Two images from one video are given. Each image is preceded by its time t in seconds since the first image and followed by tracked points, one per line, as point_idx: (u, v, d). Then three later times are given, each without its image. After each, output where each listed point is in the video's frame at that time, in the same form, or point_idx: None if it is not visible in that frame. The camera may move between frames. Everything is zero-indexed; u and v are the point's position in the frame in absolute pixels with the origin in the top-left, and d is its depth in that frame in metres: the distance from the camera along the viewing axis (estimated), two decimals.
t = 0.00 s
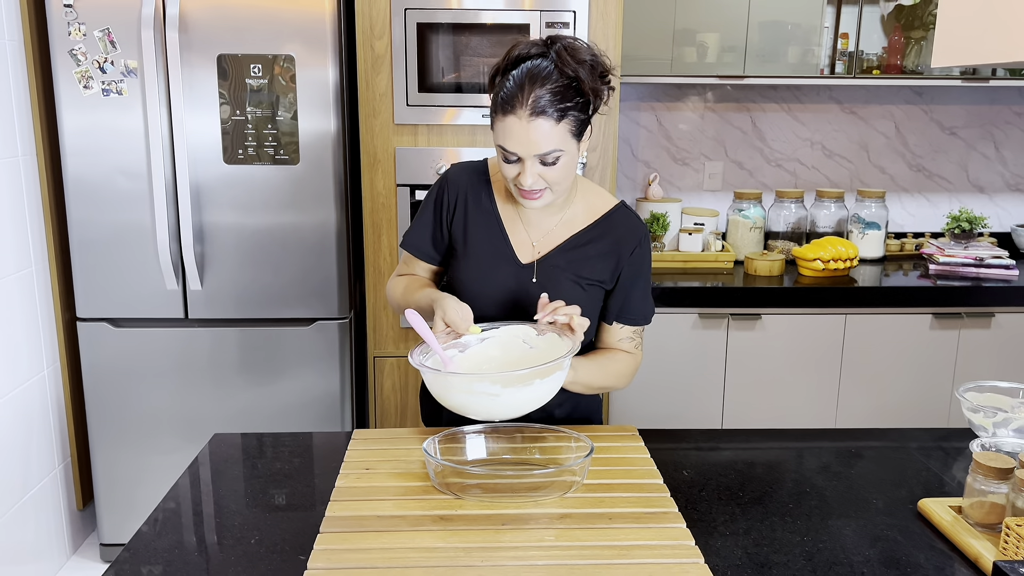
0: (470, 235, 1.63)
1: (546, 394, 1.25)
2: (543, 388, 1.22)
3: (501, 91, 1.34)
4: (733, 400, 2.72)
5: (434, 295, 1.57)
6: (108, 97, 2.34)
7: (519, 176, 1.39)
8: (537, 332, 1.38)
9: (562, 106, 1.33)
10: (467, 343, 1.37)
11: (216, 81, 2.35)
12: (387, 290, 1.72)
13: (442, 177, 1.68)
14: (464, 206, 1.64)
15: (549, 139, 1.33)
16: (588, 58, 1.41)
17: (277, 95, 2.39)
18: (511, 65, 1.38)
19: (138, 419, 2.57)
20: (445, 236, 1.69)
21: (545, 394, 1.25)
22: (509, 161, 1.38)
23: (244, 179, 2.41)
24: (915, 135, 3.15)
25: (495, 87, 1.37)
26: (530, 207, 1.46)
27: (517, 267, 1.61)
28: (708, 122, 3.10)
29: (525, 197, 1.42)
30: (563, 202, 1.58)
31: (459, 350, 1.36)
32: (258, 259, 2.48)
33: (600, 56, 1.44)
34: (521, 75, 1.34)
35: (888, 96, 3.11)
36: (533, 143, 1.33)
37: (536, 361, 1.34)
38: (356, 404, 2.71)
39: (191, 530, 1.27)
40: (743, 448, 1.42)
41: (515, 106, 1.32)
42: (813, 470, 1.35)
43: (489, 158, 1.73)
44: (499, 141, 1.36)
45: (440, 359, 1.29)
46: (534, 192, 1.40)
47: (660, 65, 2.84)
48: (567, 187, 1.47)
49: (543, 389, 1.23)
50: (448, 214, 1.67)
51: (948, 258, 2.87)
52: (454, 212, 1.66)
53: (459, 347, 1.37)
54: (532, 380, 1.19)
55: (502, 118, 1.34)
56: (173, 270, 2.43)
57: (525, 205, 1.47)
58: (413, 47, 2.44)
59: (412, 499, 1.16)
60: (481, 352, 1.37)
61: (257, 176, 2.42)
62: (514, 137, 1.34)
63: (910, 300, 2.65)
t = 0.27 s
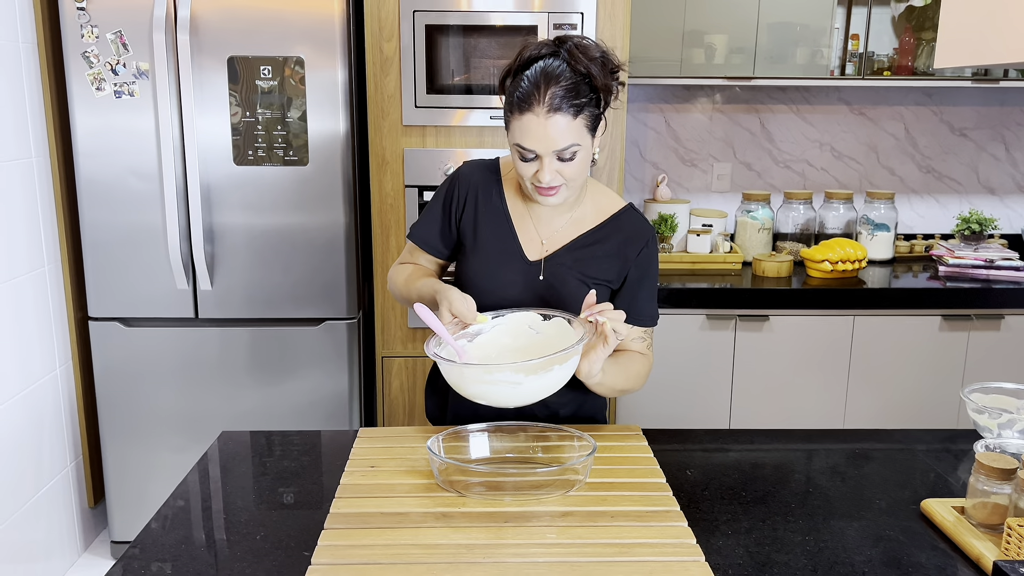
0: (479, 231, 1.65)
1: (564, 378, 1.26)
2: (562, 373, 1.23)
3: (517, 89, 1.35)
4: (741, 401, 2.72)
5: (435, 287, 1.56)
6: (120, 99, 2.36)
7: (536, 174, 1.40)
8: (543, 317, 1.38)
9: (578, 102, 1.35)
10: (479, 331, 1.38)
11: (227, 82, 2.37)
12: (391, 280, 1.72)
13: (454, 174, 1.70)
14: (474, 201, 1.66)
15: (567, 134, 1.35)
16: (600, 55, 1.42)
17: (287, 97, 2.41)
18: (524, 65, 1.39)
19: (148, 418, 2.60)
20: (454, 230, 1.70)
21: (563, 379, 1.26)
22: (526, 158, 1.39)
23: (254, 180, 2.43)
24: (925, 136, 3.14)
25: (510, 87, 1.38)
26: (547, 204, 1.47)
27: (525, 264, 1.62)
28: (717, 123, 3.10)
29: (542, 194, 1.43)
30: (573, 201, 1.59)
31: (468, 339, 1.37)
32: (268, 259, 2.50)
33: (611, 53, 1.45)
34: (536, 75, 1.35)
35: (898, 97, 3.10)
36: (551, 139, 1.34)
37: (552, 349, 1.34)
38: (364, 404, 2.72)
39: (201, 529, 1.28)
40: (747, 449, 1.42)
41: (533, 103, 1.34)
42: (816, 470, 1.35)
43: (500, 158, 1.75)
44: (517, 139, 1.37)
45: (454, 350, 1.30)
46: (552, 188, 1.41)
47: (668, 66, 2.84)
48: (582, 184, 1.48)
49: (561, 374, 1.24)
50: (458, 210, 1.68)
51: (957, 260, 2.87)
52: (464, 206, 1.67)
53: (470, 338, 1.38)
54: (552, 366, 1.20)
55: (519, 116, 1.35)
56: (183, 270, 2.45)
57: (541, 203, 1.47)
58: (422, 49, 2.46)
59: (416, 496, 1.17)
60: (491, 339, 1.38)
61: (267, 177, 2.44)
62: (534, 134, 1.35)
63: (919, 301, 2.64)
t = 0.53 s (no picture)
0: (485, 230, 1.65)
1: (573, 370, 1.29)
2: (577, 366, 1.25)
3: (523, 91, 1.36)
4: (746, 403, 2.72)
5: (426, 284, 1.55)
6: (130, 101, 2.39)
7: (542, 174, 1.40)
8: (539, 312, 1.41)
9: (582, 103, 1.35)
10: (479, 330, 1.39)
11: (235, 84, 2.39)
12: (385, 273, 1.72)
13: (460, 173, 1.70)
14: (480, 200, 1.67)
15: (572, 134, 1.35)
16: (604, 57, 1.43)
17: (294, 99, 2.42)
18: (529, 66, 1.40)
19: (157, 417, 2.62)
20: (455, 226, 1.70)
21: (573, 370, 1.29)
22: (532, 159, 1.39)
23: (262, 182, 2.45)
24: (933, 138, 3.13)
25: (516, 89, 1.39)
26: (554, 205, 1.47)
27: (531, 264, 1.62)
28: (724, 125, 3.09)
29: (549, 195, 1.43)
30: (580, 202, 1.60)
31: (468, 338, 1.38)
32: (275, 260, 2.52)
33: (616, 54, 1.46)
34: (542, 76, 1.36)
35: (905, 99, 3.09)
36: (558, 140, 1.35)
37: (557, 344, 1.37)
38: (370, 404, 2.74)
39: (207, 527, 1.29)
40: (749, 449, 1.43)
41: (539, 104, 1.35)
42: (817, 471, 1.35)
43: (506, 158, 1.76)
44: (523, 139, 1.38)
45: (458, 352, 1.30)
46: (559, 188, 1.41)
47: (675, 68, 2.84)
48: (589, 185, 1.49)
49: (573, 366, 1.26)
50: (464, 209, 1.69)
51: (965, 263, 2.82)
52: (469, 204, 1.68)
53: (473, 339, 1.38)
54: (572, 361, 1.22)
55: (526, 117, 1.36)
56: (192, 270, 2.47)
57: (547, 204, 1.47)
58: (429, 50, 2.47)
59: (417, 494, 1.18)
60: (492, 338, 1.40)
61: (275, 178, 2.46)
62: (540, 134, 1.35)
63: (926, 303, 2.63)
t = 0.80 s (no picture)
0: (487, 227, 1.66)
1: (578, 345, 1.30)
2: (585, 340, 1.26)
3: (531, 86, 1.37)
4: (751, 404, 2.71)
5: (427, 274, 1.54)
6: (138, 100, 2.41)
7: (546, 170, 1.40)
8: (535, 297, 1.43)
9: (589, 100, 1.36)
10: (478, 318, 1.38)
11: (242, 84, 2.41)
12: (378, 265, 1.69)
13: (465, 169, 1.71)
14: (484, 197, 1.68)
15: (578, 130, 1.36)
16: (613, 57, 1.43)
17: (301, 99, 2.43)
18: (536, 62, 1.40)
19: (162, 415, 2.63)
20: (456, 221, 1.70)
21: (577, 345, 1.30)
22: (537, 154, 1.40)
23: (268, 181, 2.47)
24: (941, 140, 3.11)
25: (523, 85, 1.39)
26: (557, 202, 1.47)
27: (532, 263, 1.63)
28: (730, 125, 3.09)
29: (552, 191, 1.43)
30: (582, 202, 1.61)
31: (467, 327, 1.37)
32: (281, 259, 2.53)
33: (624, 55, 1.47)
34: (549, 73, 1.36)
35: (913, 100, 3.07)
36: (564, 135, 1.35)
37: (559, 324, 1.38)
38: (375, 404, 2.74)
39: (211, 526, 1.30)
40: (750, 448, 1.42)
41: (547, 99, 1.35)
42: (818, 470, 1.35)
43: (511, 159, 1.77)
44: (529, 134, 1.38)
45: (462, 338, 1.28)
46: (563, 185, 1.41)
47: (681, 68, 2.84)
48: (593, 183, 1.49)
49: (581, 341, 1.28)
50: (466, 205, 1.69)
51: (972, 264, 2.81)
52: (472, 200, 1.69)
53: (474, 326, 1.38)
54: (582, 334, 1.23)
55: (533, 111, 1.36)
56: (198, 269, 2.49)
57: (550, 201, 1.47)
58: (434, 50, 2.48)
59: (416, 491, 1.18)
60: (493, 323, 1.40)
61: (280, 178, 2.47)
62: (546, 128, 1.36)
63: (932, 305, 2.62)
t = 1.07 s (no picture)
0: (458, 226, 1.64)
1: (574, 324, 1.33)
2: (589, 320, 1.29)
3: (498, 78, 1.36)
4: (755, 404, 2.70)
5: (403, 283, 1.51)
6: (143, 97, 2.42)
7: (516, 162, 1.40)
8: (520, 281, 1.43)
9: (556, 92, 1.36)
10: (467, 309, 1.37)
11: (247, 81, 2.41)
12: (341, 272, 1.63)
13: (427, 168, 1.67)
14: (452, 198, 1.65)
15: (547, 122, 1.36)
16: (577, 49, 1.43)
17: (306, 97, 2.44)
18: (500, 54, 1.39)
19: (167, 412, 2.64)
20: (424, 223, 1.67)
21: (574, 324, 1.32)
22: (506, 146, 1.39)
23: (272, 179, 2.47)
24: (947, 139, 3.10)
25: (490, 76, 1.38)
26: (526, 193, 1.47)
27: (505, 260, 1.63)
28: (735, 125, 3.08)
29: (522, 182, 1.43)
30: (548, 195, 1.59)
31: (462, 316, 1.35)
32: (285, 256, 2.53)
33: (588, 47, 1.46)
34: (517, 64, 1.35)
35: (919, 100, 3.06)
36: (533, 128, 1.36)
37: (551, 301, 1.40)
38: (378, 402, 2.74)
39: (214, 522, 1.29)
40: (751, 444, 1.42)
41: (515, 92, 1.35)
42: (820, 466, 1.34)
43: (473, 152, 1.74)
44: (498, 126, 1.38)
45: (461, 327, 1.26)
46: (532, 176, 1.41)
47: (686, 66, 2.83)
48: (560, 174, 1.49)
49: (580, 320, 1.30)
50: (434, 205, 1.66)
51: (978, 264, 2.80)
52: (440, 202, 1.65)
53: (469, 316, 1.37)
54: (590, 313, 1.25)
55: (501, 104, 1.36)
56: (202, 265, 2.49)
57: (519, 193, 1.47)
58: (439, 48, 2.48)
59: (416, 483, 1.18)
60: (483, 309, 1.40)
61: (285, 175, 2.48)
62: (515, 121, 1.36)
63: (938, 305, 2.61)
